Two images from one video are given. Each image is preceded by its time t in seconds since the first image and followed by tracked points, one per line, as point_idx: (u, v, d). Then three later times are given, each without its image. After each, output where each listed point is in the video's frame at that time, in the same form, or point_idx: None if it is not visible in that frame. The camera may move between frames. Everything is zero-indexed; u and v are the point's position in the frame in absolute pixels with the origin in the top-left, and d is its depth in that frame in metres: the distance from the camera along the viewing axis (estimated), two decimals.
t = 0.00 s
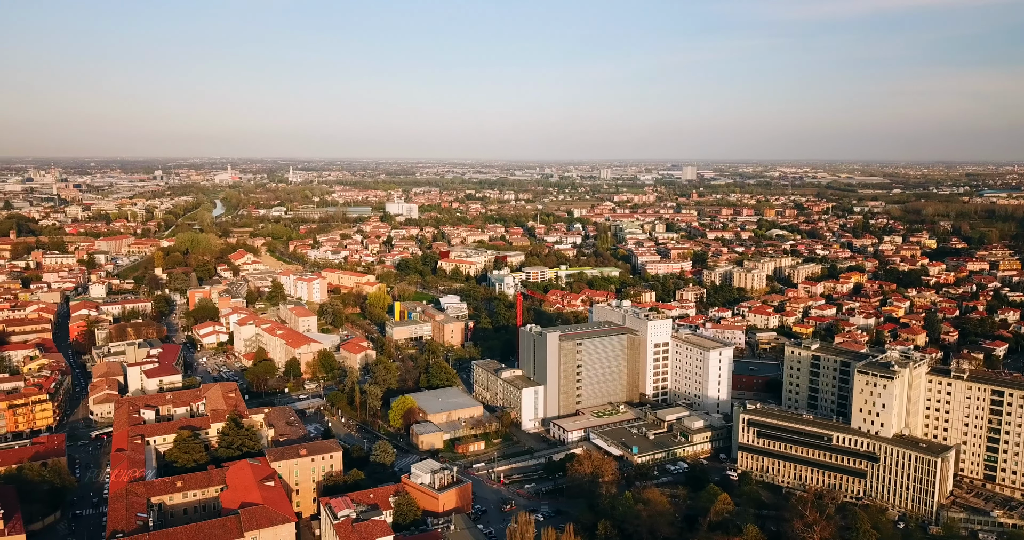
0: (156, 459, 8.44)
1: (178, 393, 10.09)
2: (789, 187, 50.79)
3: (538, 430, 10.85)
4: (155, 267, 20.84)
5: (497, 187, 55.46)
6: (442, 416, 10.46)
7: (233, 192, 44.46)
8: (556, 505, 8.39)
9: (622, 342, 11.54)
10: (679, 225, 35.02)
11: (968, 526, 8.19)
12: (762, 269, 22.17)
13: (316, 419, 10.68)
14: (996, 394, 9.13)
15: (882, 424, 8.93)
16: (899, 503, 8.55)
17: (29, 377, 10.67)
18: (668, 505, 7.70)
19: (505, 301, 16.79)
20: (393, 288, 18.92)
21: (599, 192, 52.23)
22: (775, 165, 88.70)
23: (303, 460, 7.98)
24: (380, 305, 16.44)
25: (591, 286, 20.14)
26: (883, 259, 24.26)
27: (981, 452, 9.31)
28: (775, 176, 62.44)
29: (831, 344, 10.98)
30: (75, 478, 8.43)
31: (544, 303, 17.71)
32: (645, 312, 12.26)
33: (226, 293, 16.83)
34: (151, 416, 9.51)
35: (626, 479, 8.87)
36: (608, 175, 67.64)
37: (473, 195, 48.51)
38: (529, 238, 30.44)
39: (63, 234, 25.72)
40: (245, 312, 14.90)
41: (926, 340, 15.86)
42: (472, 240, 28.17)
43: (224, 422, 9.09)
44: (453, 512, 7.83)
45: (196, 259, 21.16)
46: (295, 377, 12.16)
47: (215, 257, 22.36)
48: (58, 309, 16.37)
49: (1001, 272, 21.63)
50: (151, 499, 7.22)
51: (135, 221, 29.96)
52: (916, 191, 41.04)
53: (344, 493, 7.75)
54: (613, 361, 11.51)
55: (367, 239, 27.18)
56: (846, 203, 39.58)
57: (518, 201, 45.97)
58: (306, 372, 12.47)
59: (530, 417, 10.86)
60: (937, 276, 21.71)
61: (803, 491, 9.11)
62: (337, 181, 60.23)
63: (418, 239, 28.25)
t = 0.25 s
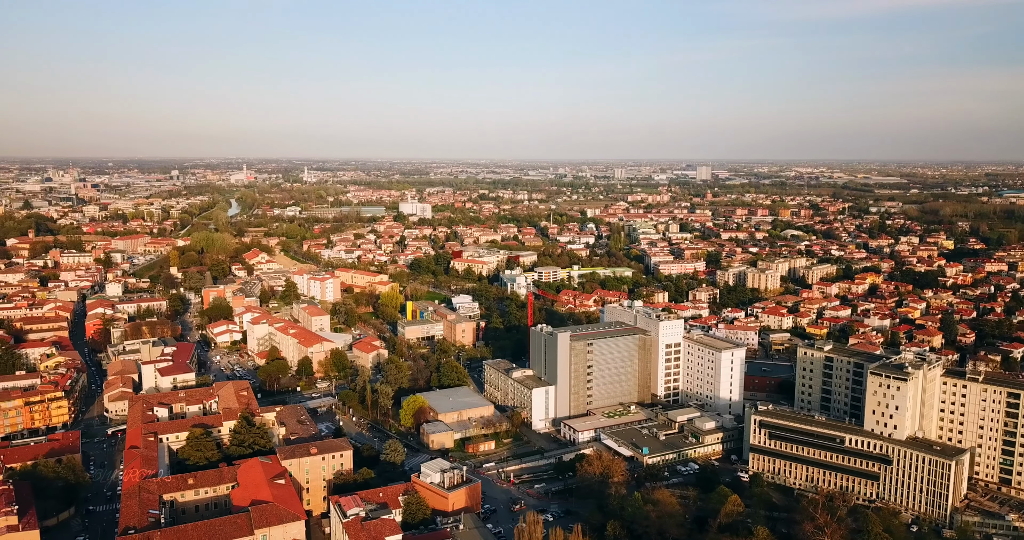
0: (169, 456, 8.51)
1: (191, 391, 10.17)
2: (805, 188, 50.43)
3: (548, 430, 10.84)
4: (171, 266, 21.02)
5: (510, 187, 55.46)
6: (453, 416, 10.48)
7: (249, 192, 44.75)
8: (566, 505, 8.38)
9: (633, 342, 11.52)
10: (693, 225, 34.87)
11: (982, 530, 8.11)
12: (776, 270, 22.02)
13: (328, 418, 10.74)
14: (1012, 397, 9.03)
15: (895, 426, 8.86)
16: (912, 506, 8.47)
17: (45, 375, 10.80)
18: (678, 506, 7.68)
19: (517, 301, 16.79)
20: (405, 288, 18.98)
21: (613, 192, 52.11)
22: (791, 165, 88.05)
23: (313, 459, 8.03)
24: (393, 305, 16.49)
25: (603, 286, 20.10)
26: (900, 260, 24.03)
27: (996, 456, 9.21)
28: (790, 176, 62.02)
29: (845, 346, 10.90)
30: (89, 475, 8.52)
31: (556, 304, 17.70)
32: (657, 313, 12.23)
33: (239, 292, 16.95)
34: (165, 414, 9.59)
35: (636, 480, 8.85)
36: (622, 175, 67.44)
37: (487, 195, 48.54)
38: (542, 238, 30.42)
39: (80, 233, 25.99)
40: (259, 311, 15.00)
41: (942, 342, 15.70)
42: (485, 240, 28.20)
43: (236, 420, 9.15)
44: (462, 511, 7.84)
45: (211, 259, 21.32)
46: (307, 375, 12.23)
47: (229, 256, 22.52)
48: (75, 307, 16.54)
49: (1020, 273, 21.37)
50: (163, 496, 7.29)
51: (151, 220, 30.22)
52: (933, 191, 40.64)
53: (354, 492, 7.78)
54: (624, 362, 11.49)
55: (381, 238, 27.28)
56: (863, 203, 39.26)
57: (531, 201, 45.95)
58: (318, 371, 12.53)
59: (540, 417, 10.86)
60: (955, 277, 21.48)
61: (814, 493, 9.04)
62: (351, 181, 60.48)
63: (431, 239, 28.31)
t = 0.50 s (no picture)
0: (181, 454, 8.58)
1: (204, 389, 10.25)
2: (820, 188, 50.05)
3: (559, 430, 10.84)
4: (186, 265, 21.20)
5: (524, 187, 55.45)
6: (463, 415, 10.49)
7: (263, 191, 45.03)
8: (575, 505, 8.37)
9: (644, 343, 11.49)
10: (707, 225, 34.73)
11: (996, 534, 8.01)
12: (790, 270, 21.89)
13: (339, 416, 10.78)
14: None
15: (908, 429, 8.77)
16: (925, 509, 8.39)
17: (61, 373, 10.93)
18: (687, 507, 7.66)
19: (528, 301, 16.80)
20: (418, 287, 19.03)
21: (626, 192, 51.98)
22: (807, 165, 87.37)
23: (323, 457, 8.07)
24: (405, 304, 16.55)
25: (615, 286, 20.05)
26: (916, 261, 23.80)
27: (1012, 458, 9.10)
28: (806, 176, 61.57)
29: (858, 347, 10.82)
30: (102, 471, 8.60)
31: (568, 304, 17.68)
32: (668, 313, 12.19)
33: (253, 291, 17.06)
34: (178, 412, 9.67)
35: (646, 481, 8.82)
36: (636, 175, 67.23)
37: (500, 195, 48.56)
38: (555, 238, 30.39)
39: (97, 232, 26.25)
40: (272, 310, 15.10)
41: (958, 344, 15.53)
42: (497, 240, 28.21)
43: (248, 418, 9.22)
44: (471, 510, 7.85)
45: (225, 258, 21.48)
46: (319, 374, 12.29)
47: (243, 255, 22.67)
48: (91, 306, 16.72)
49: None
50: (175, 493, 7.36)
51: (167, 220, 30.48)
52: (951, 191, 40.22)
53: (363, 490, 7.82)
54: (635, 363, 11.46)
55: (394, 238, 27.36)
56: (879, 203, 38.91)
57: (544, 201, 45.90)
58: (330, 370, 12.59)
59: (551, 418, 10.86)
60: (972, 278, 21.25)
61: (826, 495, 8.99)
62: (365, 181, 60.70)
63: (444, 238, 28.37)
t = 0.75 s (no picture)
0: (193, 452, 8.65)
1: (216, 387, 10.32)
2: (836, 188, 49.65)
3: (568, 430, 10.83)
4: (200, 264, 21.36)
5: (537, 187, 55.42)
6: (473, 415, 10.50)
7: (278, 191, 45.27)
8: (584, 506, 8.36)
9: (655, 343, 11.46)
10: (720, 226, 34.54)
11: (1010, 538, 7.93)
12: (803, 271, 21.74)
13: (349, 416, 10.82)
14: None
15: (921, 431, 8.70)
16: (938, 512, 8.31)
17: (76, 370, 11.05)
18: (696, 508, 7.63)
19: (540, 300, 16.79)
20: (429, 287, 19.06)
21: (640, 192, 51.81)
22: (823, 165, 86.69)
23: (333, 456, 8.11)
24: (417, 304, 16.58)
25: (627, 287, 20.00)
26: (932, 262, 23.57)
27: None
28: (821, 176, 61.08)
29: (871, 349, 10.73)
30: (115, 469, 8.69)
31: (580, 304, 17.66)
32: (680, 313, 12.14)
33: (266, 290, 17.16)
34: (190, 410, 9.75)
35: (655, 482, 8.80)
36: (649, 174, 66.98)
37: (513, 195, 48.55)
38: (567, 238, 30.35)
39: (113, 231, 26.51)
40: (284, 309, 15.18)
41: (974, 345, 15.36)
42: (510, 240, 28.21)
43: (259, 417, 9.27)
44: (480, 510, 7.86)
45: (239, 257, 21.62)
46: (330, 373, 12.34)
47: (257, 255, 22.81)
48: (106, 304, 16.89)
49: None
50: (186, 491, 7.42)
51: (182, 219, 30.71)
52: (968, 191, 39.79)
53: (373, 489, 7.85)
54: (646, 363, 11.42)
55: (406, 238, 27.44)
56: (895, 204, 38.55)
57: (557, 201, 45.85)
58: (341, 369, 12.64)
59: (560, 418, 10.84)
60: (989, 279, 21.01)
61: (837, 497, 8.92)
62: (379, 180, 60.86)
63: (456, 238, 28.41)
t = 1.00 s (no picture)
0: (205, 449, 8.72)
1: (228, 386, 10.40)
2: (852, 188, 49.23)
3: (579, 431, 10.81)
4: (215, 264, 21.51)
5: (550, 187, 55.37)
6: (484, 414, 10.51)
7: (292, 191, 45.50)
8: (594, 506, 8.35)
9: (667, 344, 11.42)
10: (735, 226, 34.36)
11: None
12: (818, 271, 21.58)
13: (361, 414, 10.86)
14: None
15: (935, 433, 8.62)
16: (951, 516, 8.23)
17: (91, 368, 11.16)
18: (706, 509, 7.60)
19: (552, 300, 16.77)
20: (442, 286, 19.09)
21: (654, 192, 51.62)
22: (839, 165, 86.01)
23: (344, 454, 8.14)
24: (429, 303, 16.61)
25: (640, 287, 19.95)
26: (949, 263, 23.32)
27: None
28: (838, 176, 60.56)
29: (885, 350, 10.63)
30: (129, 466, 8.77)
31: (592, 304, 17.62)
32: (692, 314, 12.10)
33: (279, 290, 17.26)
34: (203, 408, 9.83)
35: (666, 483, 8.77)
36: (663, 174, 66.70)
37: (527, 195, 48.54)
38: (580, 237, 30.32)
39: (130, 230, 26.77)
40: (297, 308, 15.27)
41: (992, 347, 15.17)
42: (522, 240, 28.20)
43: (271, 415, 9.33)
44: (490, 509, 7.87)
45: (253, 256, 21.76)
46: (342, 372, 12.39)
47: (271, 254, 22.94)
48: (122, 303, 17.05)
49: None
50: (198, 488, 7.47)
51: (197, 219, 30.94)
52: (987, 192, 39.34)
53: (382, 488, 7.88)
54: (658, 364, 11.38)
55: (419, 237, 27.50)
56: (912, 204, 38.16)
57: (571, 200, 45.80)
58: (353, 368, 12.69)
59: (571, 418, 10.83)
60: (1007, 281, 20.75)
61: (850, 500, 8.86)
62: (393, 180, 61.03)
63: (469, 238, 28.43)
